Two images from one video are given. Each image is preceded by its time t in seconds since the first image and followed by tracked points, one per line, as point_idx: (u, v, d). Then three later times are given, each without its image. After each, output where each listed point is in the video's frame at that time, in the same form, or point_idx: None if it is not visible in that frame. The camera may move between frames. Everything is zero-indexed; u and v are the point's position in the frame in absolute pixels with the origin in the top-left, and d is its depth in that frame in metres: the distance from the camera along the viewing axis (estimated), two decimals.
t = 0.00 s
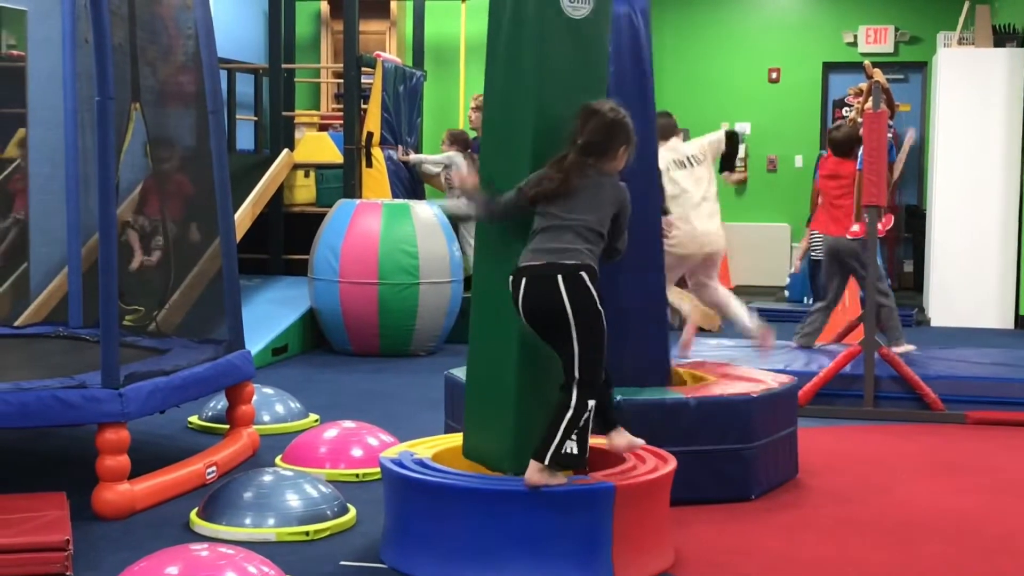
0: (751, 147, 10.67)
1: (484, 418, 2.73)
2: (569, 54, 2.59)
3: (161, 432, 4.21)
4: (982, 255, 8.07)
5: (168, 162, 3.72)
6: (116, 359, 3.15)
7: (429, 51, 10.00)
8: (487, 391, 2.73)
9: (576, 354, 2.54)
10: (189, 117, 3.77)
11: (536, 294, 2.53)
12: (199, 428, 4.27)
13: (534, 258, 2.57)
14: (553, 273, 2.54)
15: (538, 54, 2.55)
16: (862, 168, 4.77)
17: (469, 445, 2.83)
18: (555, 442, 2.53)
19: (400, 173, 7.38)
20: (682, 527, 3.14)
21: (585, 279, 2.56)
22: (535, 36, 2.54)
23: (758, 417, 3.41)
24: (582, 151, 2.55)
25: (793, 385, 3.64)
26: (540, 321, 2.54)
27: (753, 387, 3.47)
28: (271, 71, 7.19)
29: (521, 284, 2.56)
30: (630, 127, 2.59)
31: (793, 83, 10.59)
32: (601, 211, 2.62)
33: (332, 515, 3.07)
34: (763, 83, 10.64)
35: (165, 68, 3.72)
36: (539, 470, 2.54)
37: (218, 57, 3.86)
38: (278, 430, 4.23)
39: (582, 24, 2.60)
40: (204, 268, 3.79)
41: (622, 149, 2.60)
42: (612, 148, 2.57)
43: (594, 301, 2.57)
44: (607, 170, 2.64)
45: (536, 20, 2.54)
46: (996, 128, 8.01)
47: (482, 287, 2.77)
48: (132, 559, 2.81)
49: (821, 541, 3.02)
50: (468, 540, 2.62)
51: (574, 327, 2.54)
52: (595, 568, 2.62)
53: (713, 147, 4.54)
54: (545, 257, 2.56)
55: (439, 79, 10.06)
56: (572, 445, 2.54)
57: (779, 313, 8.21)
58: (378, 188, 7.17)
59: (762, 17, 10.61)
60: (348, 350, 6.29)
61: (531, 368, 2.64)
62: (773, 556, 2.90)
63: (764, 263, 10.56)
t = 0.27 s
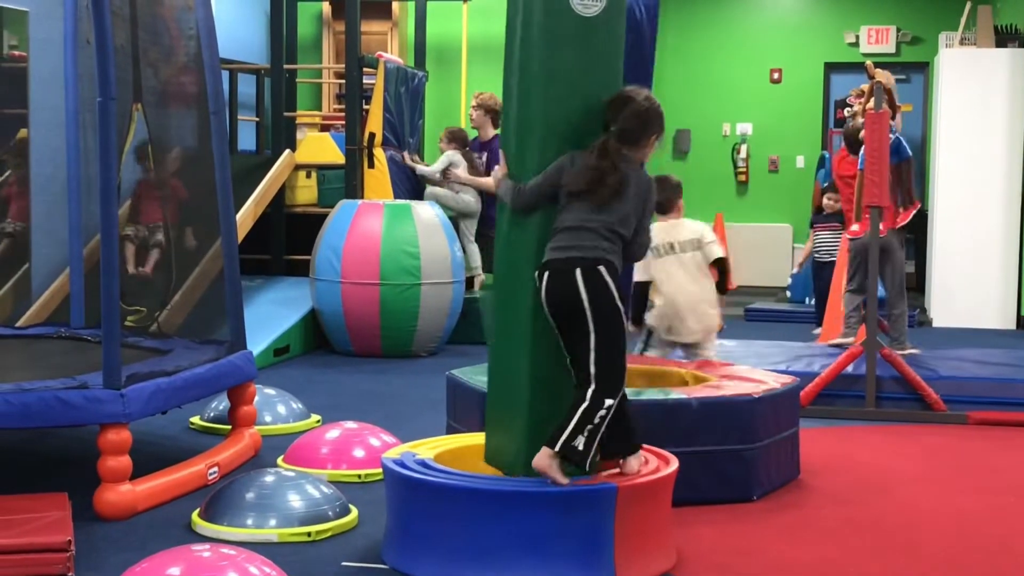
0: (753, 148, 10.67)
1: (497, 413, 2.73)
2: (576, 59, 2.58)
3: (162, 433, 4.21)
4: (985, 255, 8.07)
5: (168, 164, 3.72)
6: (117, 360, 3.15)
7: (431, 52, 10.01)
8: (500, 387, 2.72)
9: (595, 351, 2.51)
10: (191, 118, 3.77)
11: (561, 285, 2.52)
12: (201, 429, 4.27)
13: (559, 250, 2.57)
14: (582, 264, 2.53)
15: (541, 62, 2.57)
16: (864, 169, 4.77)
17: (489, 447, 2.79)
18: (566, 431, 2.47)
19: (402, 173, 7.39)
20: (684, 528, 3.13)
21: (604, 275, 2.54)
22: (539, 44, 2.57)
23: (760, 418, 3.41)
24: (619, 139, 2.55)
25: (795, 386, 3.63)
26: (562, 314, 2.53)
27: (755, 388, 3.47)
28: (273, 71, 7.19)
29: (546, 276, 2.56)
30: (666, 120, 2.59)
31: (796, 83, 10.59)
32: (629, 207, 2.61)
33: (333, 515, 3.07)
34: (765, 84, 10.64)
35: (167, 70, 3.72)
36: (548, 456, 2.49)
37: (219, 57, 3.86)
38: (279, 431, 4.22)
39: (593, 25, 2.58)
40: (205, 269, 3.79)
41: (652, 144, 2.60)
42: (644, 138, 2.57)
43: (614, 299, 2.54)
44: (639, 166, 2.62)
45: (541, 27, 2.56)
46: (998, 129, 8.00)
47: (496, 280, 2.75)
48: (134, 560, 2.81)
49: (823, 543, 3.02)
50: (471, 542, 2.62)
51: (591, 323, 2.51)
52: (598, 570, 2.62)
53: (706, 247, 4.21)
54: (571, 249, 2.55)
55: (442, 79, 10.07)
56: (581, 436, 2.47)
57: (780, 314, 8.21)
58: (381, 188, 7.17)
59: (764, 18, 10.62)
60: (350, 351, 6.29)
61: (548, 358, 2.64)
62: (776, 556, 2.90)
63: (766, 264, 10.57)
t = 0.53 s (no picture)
0: (753, 149, 10.67)
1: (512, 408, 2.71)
2: (583, 52, 2.61)
3: (162, 434, 4.21)
4: (985, 256, 8.06)
5: (167, 164, 3.72)
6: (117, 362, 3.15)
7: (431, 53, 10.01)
8: (515, 384, 2.70)
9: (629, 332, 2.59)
10: (191, 118, 3.77)
11: (594, 271, 2.55)
12: (201, 430, 4.27)
13: (582, 237, 2.59)
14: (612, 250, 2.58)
15: (551, 54, 2.57)
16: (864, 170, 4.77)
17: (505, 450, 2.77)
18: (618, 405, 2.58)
19: (401, 174, 7.39)
20: (684, 529, 3.13)
21: (632, 261, 2.60)
22: (548, 38, 2.57)
23: (760, 419, 3.41)
24: (638, 120, 2.59)
25: (796, 387, 3.63)
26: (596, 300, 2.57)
27: (755, 389, 3.47)
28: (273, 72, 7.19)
29: (571, 261, 2.59)
30: (675, 100, 2.65)
31: (796, 84, 10.59)
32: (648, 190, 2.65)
33: (334, 516, 3.07)
34: (765, 85, 10.64)
35: (167, 70, 3.72)
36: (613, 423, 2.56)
37: (219, 58, 3.86)
38: (279, 432, 4.22)
39: (597, 19, 2.61)
40: (205, 270, 3.79)
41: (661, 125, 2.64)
42: (658, 119, 2.61)
43: (642, 280, 2.61)
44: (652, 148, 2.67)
45: (546, 20, 2.57)
46: (998, 130, 8.00)
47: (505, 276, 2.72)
48: (135, 561, 2.81)
49: (823, 543, 3.02)
50: (471, 543, 2.62)
51: (623, 304, 2.58)
52: (598, 570, 2.62)
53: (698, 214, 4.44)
54: (598, 234, 2.58)
55: (442, 81, 10.07)
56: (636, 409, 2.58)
57: (780, 314, 8.21)
58: (381, 189, 7.16)
59: (763, 18, 10.62)
60: (350, 351, 6.29)
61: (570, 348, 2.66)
62: (776, 557, 2.90)
63: (766, 265, 10.57)
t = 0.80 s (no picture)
0: (753, 149, 10.68)
1: (520, 415, 2.71)
2: (583, 53, 2.62)
3: (163, 434, 4.21)
4: (986, 257, 8.06)
5: (169, 164, 3.70)
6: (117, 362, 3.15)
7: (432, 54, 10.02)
8: (520, 388, 2.70)
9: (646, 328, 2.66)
10: (191, 119, 3.77)
11: (610, 272, 2.57)
12: (201, 431, 4.27)
13: (599, 237, 2.60)
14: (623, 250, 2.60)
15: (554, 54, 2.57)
16: (864, 171, 4.77)
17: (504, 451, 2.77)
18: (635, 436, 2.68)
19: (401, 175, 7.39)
20: (685, 530, 3.13)
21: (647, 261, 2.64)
22: (551, 40, 2.57)
23: (760, 420, 3.40)
24: (639, 120, 2.59)
25: (796, 388, 3.63)
26: (613, 301, 2.59)
27: (755, 390, 3.47)
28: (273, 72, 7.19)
29: (599, 261, 2.58)
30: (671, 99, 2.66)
31: (797, 85, 10.59)
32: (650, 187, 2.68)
33: (334, 517, 3.07)
34: (765, 85, 10.65)
35: (167, 71, 3.71)
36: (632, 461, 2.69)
37: (219, 59, 3.87)
38: (279, 433, 4.22)
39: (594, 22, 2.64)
40: (205, 271, 3.80)
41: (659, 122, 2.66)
42: (658, 118, 2.63)
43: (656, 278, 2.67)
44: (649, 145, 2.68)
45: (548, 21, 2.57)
46: (998, 131, 8.00)
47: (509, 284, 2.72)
48: (135, 562, 2.80)
49: (824, 544, 3.02)
50: (472, 544, 2.62)
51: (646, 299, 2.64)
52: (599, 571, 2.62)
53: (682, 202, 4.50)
54: (613, 233, 2.60)
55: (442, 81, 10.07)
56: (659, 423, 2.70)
57: (780, 315, 8.21)
58: (381, 189, 7.15)
59: (764, 18, 10.63)
60: (351, 352, 6.30)
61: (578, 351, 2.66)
62: (776, 557, 2.90)
63: (766, 266, 10.57)
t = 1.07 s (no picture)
0: (753, 149, 10.67)
1: (509, 411, 2.68)
2: (585, 52, 2.62)
3: (163, 434, 4.21)
4: (986, 257, 8.06)
5: (168, 163, 3.71)
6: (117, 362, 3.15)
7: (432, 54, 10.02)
8: (512, 384, 2.67)
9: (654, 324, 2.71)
10: (191, 119, 3.77)
11: (623, 269, 2.62)
12: (201, 431, 4.27)
13: (609, 232, 2.63)
14: (635, 246, 2.65)
15: (558, 51, 2.57)
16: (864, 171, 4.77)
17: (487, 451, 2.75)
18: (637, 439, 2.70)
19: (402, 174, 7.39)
20: (685, 529, 3.13)
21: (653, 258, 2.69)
22: (558, 37, 2.57)
23: (760, 420, 3.41)
24: (641, 117, 2.63)
25: (796, 387, 3.63)
26: (624, 299, 2.63)
27: (756, 389, 3.47)
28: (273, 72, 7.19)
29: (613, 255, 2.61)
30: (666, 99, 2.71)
31: (797, 85, 10.59)
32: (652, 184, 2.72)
33: (334, 517, 3.07)
34: (765, 85, 10.65)
35: (167, 72, 3.72)
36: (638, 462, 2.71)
37: (219, 59, 3.86)
38: (280, 432, 4.22)
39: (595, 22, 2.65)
40: (205, 271, 3.79)
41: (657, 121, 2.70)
42: (656, 116, 2.66)
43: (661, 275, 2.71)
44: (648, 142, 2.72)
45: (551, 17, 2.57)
46: (999, 131, 8.00)
47: (498, 279, 2.68)
48: (136, 562, 2.80)
49: (824, 544, 3.02)
50: (472, 544, 2.62)
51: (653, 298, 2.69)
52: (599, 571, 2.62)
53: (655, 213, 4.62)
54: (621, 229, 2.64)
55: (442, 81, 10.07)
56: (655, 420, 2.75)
57: (781, 315, 8.21)
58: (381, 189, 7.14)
59: (764, 18, 10.63)
60: (351, 352, 6.30)
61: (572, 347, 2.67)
62: (776, 557, 2.90)
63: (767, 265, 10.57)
